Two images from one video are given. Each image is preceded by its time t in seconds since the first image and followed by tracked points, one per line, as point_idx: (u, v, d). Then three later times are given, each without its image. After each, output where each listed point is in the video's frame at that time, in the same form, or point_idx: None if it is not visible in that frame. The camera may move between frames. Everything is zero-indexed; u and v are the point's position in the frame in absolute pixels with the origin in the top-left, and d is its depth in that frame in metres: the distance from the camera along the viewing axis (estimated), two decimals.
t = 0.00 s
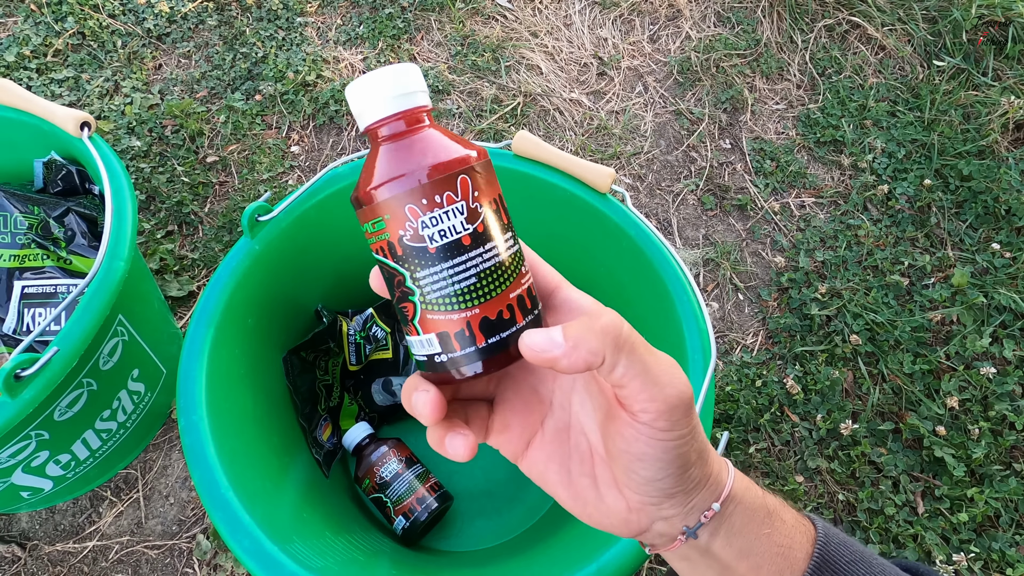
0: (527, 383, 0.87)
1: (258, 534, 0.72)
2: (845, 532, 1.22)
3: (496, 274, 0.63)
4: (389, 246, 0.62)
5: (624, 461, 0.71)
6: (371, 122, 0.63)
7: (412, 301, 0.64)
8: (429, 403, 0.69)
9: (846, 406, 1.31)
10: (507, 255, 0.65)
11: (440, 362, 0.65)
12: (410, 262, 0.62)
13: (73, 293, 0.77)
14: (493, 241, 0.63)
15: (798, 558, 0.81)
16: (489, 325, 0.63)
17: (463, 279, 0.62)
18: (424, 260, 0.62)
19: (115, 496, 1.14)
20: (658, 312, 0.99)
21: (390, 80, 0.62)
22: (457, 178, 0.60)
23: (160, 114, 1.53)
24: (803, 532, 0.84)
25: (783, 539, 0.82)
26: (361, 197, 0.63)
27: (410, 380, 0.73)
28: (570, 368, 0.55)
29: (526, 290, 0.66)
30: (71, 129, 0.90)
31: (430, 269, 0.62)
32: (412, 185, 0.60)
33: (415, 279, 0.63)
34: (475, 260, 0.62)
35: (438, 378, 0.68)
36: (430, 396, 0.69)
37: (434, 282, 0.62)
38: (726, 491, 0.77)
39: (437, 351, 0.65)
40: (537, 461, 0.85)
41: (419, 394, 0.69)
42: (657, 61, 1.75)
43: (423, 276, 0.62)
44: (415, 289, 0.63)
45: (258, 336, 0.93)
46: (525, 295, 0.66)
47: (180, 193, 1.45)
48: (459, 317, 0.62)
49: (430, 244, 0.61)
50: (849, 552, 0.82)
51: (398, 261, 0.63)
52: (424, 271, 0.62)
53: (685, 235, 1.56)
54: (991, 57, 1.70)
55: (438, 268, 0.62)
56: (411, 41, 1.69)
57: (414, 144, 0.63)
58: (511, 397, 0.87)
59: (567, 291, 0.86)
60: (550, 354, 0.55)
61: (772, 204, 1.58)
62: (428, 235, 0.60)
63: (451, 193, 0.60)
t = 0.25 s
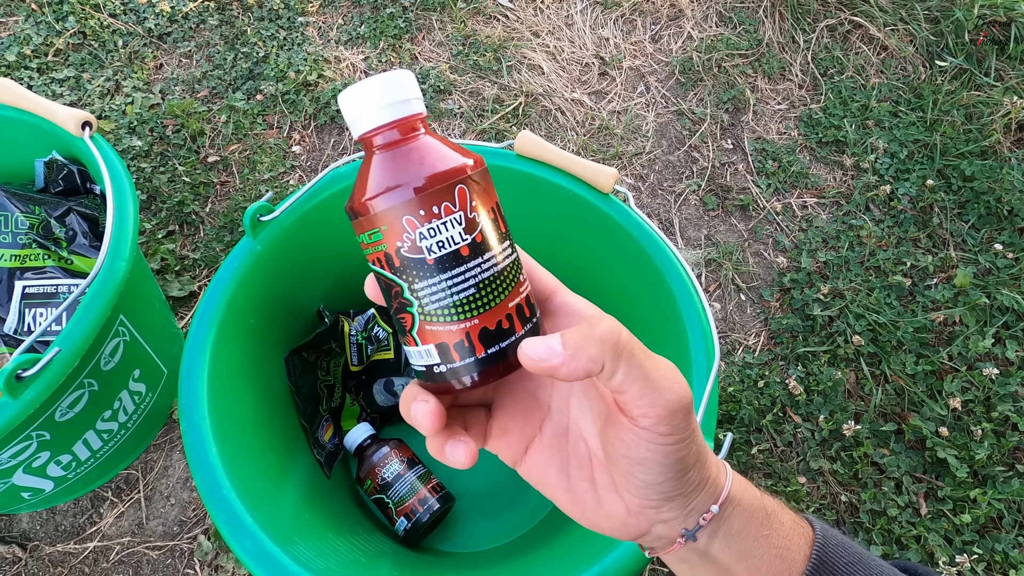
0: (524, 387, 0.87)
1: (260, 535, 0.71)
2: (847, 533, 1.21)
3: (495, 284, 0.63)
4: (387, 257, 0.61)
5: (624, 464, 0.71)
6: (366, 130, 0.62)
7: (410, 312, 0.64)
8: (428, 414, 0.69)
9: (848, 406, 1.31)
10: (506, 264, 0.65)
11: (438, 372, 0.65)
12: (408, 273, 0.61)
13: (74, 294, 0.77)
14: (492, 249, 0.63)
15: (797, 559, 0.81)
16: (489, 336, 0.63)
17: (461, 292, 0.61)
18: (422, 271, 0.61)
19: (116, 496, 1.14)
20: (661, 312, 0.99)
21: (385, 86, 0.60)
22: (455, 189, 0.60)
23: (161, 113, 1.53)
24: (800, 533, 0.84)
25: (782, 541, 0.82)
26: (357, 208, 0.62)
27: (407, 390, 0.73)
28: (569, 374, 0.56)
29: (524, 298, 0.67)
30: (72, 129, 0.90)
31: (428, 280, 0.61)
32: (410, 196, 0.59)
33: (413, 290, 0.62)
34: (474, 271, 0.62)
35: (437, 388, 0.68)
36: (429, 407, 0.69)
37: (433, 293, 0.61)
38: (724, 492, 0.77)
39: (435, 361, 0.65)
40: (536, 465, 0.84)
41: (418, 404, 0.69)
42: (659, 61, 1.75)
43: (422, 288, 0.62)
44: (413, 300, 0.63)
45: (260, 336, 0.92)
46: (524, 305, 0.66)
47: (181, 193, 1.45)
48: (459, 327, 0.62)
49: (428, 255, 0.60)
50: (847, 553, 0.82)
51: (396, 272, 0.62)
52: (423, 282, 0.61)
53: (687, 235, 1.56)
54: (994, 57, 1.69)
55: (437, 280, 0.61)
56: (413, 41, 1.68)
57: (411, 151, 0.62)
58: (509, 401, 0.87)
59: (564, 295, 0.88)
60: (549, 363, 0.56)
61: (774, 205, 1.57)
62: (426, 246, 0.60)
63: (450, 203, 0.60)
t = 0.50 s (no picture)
0: (547, 396, 0.89)
1: (272, 526, 0.72)
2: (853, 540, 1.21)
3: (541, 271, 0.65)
4: (438, 245, 0.60)
5: (653, 466, 0.72)
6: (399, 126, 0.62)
7: (462, 304, 0.62)
8: (494, 426, 0.68)
9: (856, 412, 1.31)
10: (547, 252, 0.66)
11: (492, 370, 0.63)
12: (464, 260, 0.61)
13: (90, 283, 0.77)
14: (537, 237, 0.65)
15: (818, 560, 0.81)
16: (544, 323, 0.64)
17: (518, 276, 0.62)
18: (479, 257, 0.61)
19: (125, 486, 1.15)
20: (673, 315, 0.99)
21: (416, 83, 0.62)
22: (502, 175, 0.62)
23: (175, 107, 1.54)
24: (818, 536, 0.84)
25: (802, 542, 0.82)
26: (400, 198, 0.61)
27: (458, 406, 0.72)
28: (621, 366, 0.56)
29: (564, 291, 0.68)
30: (90, 120, 0.90)
31: (483, 266, 0.61)
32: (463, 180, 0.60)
33: (465, 279, 0.61)
34: (524, 257, 0.63)
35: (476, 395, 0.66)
36: (494, 420, 0.69)
37: (488, 280, 0.61)
38: (748, 491, 0.79)
39: (489, 357, 0.63)
40: (560, 476, 0.83)
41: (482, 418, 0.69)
42: (671, 64, 1.75)
43: (476, 276, 0.61)
44: (466, 290, 0.62)
45: (272, 330, 0.93)
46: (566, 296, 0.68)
47: (193, 186, 1.46)
48: (514, 316, 0.62)
49: (483, 240, 0.61)
50: (865, 558, 0.82)
51: (446, 261, 0.61)
52: (479, 269, 0.61)
53: (696, 238, 1.55)
54: (1008, 66, 1.68)
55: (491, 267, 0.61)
56: (426, 39, 1.69)
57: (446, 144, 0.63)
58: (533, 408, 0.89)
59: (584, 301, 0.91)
60: (602, 352, 0.56)
61: (785, 209, 1.57)
62: (482, 230, 0.60)
63: (500, 188, 0.62)
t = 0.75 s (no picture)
0: (546, 395, 0.89)
1: (273, 526, 0.72)
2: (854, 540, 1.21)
3: (524, 273, 0.64)
4: (414, 244, 0.61)
5: (648, 470, 0.72)
6: (389, 121, 0.62)
7: (438, 304, 0.63)
8: (454, 421, 0.69)
9: (857, 412, 1.31)
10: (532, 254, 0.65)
11: (466, 371, 0.64)
12: (438, 260, 0.61)
13: (91, 282, 0.77)
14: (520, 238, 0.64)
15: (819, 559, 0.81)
16: (522, 327, 0.63)
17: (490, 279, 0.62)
18: (453, 258, 0.61)
19: (125, 485, 1.15)
20: (674, 314, 0.99)
21: (406, 77, 0.61)
22: (485, 174, 0.61)
23: (176, 106, 1.54)
24: (818, 536, 0.84)
25: (802, 542, 0.82)
26: (380, 198, 0.62)
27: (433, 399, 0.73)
28: (601, 380, 0.55)
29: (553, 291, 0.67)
30: (91, 119, 0.90)
31: (459, 267, 0.61)
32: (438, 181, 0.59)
33: (440, 280, 0.62)
34: (504, 258, 0.62)
35: (462, 392, 0.66)
36: (456, 414, 0.69)
37: (462, 282, 0.61)
38: (746, 492, 0.79)
39: (464, 358, 0.64)
40: (561, 476, 0.83)
41: (444, 413, 0.69)
42: (672, 64, 1.75)
43: (449, 277, 0.61)
44: (442, 290, 0.62)
45: (273, 329, 0.93)
46: (553, 298, 0.67)
47: (194, 186, 1.46)
48: (490, 319, 0.62)
49: (459, 240, 0.60)
50: (866, 558, 0.82)
51: (423, 260, 0.62)
52: (451, 270, 0.61)
53: (697, 238, 1.55)
54: (1009, 66, 1.68)
55: (465, 269, 0.61)
56: (427, 39, 1.69)
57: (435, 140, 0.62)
58: (532, 408, 0.89)
59: (586, 301, 0.89)
60: (582, 366, 0.55)
61: (786, 209, 1.57)
62: (457, 231, 0.60)
63: (480, 187, 0.61)
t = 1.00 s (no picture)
0: (546, 395, 0.89)
1: (274, 526, 0.72)
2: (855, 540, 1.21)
3: (517, 274, 0.63)
4: (404, 244, 0.61)
5: (646, 471, 0.72)
6: (385, 118, 0.63)
7: (427, 304, 0.63)
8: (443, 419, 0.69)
9: (858, 412, 1.31)
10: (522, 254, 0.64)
11: (456, 371, 0.64)
12: (427, 260, 0.61)
13: (91, 281, 0.77)
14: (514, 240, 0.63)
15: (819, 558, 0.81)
16: (511, 329, 0.62)
17: (476, 280, 0.61)
18: (441, 259, 0.61)
19: (125, 485, 1.15)
20: (674, 314, 0.99)
21: (403, 75, 0.62)
22: (475, 174, 0.60)
23: (176, 105, 1.54)
24: (818, 536, 0.84)
25: (802, 542, 0.82)
26: (372, 197, 0.63)
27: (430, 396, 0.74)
28: (591, 388, 0.55)
29: (548, 293, 0.67)
30: (91, 118, 0.90)
31: (448, 268, 0.61)
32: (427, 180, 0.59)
33: (429, 280, 0.62)
34: (494, 259, 0.62)
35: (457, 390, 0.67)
36: (444, 409, 0.69)
37: (450, 282, 0.61)
38: (745, 493, 0.79)
39: (453, 358, 0.64)
40: (561, 475, 0.83)
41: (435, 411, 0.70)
42: (672, 63, 1.75)
43: (437, 278, 0.62)
44: (431, 291, 0.63)
45: (273, 329, 0.92)
46: (546, 300, 0.66)
47: (194, 185, 1.45)
48: (478, 320, 0.62)
49: (447, 241, 0.60)
50: (866, 557, 0.82)
51: (413, 260, 0.62)
52: (439, 270, 0.61)
53: (698, 237, 1.55)
54: (1010, 65, 1.68)
55: (453, 270, 0.61)
56: (427, 38, 1.68)
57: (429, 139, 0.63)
58: (532, 408, 0.88)
59: (587, 302, 0.89)
60: (573, 375, 0.54)
61: (786, 209, 1.57)
62: (445, 231, 0.60)
63: (469, 187, 0.60)
